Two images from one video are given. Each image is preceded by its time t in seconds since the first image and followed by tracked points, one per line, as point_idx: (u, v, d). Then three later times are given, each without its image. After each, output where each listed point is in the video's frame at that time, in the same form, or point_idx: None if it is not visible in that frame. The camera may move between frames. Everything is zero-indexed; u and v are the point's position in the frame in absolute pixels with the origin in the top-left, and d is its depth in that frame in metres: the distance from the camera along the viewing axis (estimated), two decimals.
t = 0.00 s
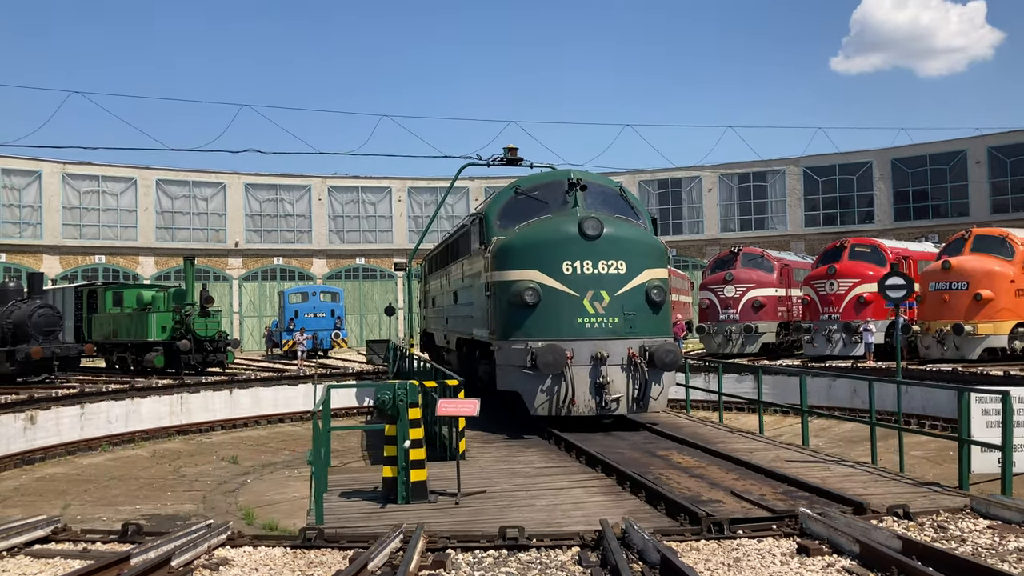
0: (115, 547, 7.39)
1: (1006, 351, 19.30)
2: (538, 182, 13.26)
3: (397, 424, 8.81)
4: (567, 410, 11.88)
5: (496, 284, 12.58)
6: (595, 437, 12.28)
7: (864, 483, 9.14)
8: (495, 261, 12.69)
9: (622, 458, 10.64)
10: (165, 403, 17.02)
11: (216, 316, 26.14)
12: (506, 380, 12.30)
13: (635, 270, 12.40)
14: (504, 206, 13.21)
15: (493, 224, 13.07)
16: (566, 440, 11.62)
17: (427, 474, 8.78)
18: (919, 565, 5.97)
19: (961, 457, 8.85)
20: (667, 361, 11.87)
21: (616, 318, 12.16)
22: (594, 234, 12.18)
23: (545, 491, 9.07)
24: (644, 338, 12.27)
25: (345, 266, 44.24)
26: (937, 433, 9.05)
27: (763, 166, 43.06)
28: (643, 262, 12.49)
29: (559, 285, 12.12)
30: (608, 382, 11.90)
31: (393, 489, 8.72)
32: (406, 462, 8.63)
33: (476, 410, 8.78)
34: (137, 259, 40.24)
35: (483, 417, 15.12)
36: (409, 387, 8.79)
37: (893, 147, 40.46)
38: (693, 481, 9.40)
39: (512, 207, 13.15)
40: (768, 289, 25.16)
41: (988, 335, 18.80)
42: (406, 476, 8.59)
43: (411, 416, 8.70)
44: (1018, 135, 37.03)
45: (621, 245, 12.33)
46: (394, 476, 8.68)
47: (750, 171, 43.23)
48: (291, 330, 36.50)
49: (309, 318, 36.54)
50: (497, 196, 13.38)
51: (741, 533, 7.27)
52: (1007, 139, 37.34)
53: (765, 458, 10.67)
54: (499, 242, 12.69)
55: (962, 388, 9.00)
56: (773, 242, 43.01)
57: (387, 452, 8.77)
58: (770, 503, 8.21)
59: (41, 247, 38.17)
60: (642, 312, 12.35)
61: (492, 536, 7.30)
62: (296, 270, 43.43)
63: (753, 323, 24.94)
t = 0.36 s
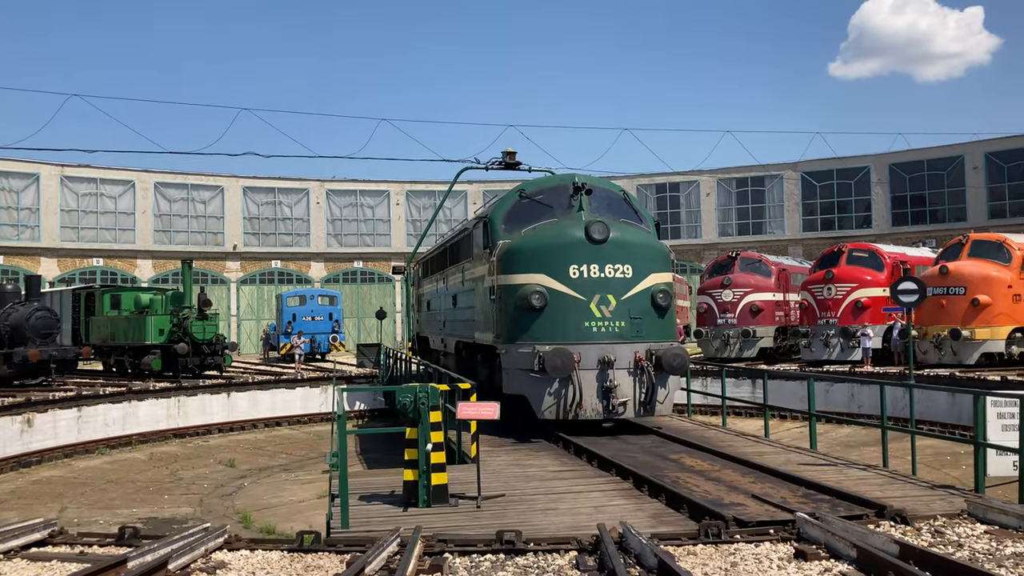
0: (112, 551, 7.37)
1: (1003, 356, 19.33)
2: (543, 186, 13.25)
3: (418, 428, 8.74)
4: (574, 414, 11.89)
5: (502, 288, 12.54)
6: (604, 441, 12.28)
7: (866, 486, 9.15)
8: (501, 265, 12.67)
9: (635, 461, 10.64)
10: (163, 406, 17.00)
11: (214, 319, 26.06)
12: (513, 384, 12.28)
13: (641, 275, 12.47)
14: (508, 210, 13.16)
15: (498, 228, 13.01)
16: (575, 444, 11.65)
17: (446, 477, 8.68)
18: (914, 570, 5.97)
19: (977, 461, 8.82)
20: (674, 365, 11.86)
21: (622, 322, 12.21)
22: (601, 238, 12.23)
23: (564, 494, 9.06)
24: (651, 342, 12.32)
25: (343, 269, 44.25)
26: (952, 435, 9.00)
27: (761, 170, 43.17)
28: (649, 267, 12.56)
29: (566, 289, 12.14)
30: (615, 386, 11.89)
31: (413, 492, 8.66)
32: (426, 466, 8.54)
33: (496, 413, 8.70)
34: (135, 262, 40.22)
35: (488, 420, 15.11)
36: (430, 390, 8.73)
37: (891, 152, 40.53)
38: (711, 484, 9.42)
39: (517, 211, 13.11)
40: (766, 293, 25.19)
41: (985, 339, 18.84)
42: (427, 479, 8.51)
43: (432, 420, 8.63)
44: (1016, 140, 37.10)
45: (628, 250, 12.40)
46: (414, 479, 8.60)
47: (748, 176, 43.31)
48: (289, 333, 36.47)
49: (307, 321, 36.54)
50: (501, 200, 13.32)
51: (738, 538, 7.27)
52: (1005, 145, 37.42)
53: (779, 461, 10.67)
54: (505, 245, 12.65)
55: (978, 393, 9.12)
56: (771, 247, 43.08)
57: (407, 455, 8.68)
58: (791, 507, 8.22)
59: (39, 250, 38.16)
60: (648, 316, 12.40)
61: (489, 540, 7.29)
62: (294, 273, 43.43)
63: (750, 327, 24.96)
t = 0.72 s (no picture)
0: (107, 555, 7.35)
1: (999, 361, 19.37)
2: (546, 190, 13.25)
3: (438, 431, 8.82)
4: (580, 418, 11.87)
5: (506, 291, 12.52)
6: (612, 445, 12.28)
7: (866, 490, 9.16)
8: (505, 269, 12.64)
9: (648, 465, 10.65)
10: (159, 410, 16.97)
11: (210, 322, 26.06)
12: (518, 388, 12.20)
13: (646, 278, 12.52)
14: (512, 214, 13.12)
15: (501, 232, 12.96)
16: (583, 448, 11.61)
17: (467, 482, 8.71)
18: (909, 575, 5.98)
19: (990, 464, 8.92)
20: (680, 369, 11.96)
21: (628, 325, 12.24)
22: (606, 242, 12.28)
23: (583, 498, 9.06)
24: (655, 346, 12.36)
25: (340, 273, 44.19)
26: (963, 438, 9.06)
27: (758, 175, 43.25)
28: (654, 271, 12.62)
29: (571, 293, 12.17)
30: (621, 389, 11.92)
31: (433, 496, 8.65)
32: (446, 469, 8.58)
33: (516, 416, 8.71)
34: (132, 265, 40.18)
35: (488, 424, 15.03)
36: (451, 393, 8.82)
37: (888, 157, 40.62)
38: (728, 487, 9.44)
39: (520, 215, 13.08)
40: (762, 298, 25.23)
41: (981, 344, 18.87)
42: (447, 483, 8.53)
43: (453, 423, 8.71)
44: (1012, 146, 37.19)
45: (632, 253, 12.45)
46: (434, 484, 8.62)
47: (745, 180, 43.39)
48: (286, 336, 36.45)
49: (304, 325, 36.47)
50: (504, 203, 13.28)
51: (734, 543, 7.27)
52: (1001, 150, 37.50)
53: (791, 464, 10.69)
54: (510, 249, 12.63)
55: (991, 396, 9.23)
56: (767, 251, 43.14)
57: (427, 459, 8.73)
58: (804, 510, 8.24)
59: (35, 253, 38.07)
60: (653, 320, 12.45)
61: (486, 544, 7.29)
62: (291, 276, 43.40)
63: (747, 332, 24.98)
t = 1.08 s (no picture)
0: (102, 558, 7.33)
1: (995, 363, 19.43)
2: (549, 193, 13.22)
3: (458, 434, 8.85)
4: (586, 421, 11.92)
5: (511, 294, 12.46)
6: (619, 447, 12.30)
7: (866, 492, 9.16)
8: (509, 272, 12.57)
9: (661, 467, 10.65)
10: (156, 413, 16.95)
11: (206, 325, 26.04)
12: (524, 391, 12.18)
13: (650, 281, 12.57)
14: (515, 216, 13.06)
15: (504, 234, 12.87)
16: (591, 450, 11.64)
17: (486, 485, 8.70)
18: None
19: (1003, 465, 8.98)
20: (685, 371, 11.96)
21: (633, 328, 12.27)
22: (611, 245, 12.31)
23: (601, 500, 9.06)
24: (660, 348, 12.41)
25: (336, 275, 44.12)
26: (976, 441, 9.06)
27: (754, 178, 43.29)
28: (658, 273, 12.68)
29: (576, 295, 12.16)
30: (626, 392, 11.98)
31: (454, 499, 8.63)
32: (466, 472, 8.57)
33: (535, 418, 8.71)
34: (128, 268, 40.14)
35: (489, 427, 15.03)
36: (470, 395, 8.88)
37: (884, 160, 40.70)
38: (744, 489, 9.46)
39: (523, 217, 13.03)
40: (759, 300, 25.25)
41: (977, 347, 18.90)
42: (467, 486, 8.51)
43: (473, 425, 8.75)
44: (1007, 149, 37.23)
45: (637, 256, 12.50)
46: (454, 486, 8.60)
47: (741, 183, 43.45)
48: (282, 339, 36.43)
49: (300, 327, 36.39)
50: (506, 206, 13.21)
51: (731, 545, 7.27)
52: (996, 153, 37.55)
53: (800, 466, 10.70)
54: (514, 252, 12.58)
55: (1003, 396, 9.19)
56: (764, 254, 43.18)
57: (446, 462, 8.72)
58: (804, 512, 8.25)
59: (31, 255, 38.00)
60: (657, 323, 12.49)
61: (482, 547, 7.27)
62: (287, 279, 43.36)
63: (743, 334, 24.98)
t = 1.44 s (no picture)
0: (98, 559, 7.30)
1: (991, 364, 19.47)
2: (552, 193, 13.22)
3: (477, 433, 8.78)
4: (592, 421, 11.92)
5: (516, 295, 12.43)
6: (624, 447, 12.29)
7: (865, 491, 9.17)
8: (514, 272, 12.55)
9: (672, 466, 10.65)
10: (152, 413, 16.92)
11: (203, 325, 26.01)
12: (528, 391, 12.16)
13: (654, 282, 12.59)
14: (518, 217, 13.03)
15: (508, 235, 12.83)
16: (600, 450, 11.62)
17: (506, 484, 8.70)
18: None
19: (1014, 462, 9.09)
20: (691, 371, 11.99)
21: (638, 328, 12.30)
22: (616, 246, 12.31)
23: (609, 500, 9.06)
24: (665, 349, 12.44)
25: (333, 276, 44.08)
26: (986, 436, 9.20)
27: (751, 179, 43.33)
28: (662, 274, 12.70)
29: (582, 296, 12.15)
30: (632, 392, 11.98)
31: (473, 499, 8.61)
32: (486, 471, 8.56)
33: (555, 419, 8.68)
34: (124, 268, 40.08)
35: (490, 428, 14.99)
36: (490, 396, 8.76)
37: (880, 160, 40.76)
38: (757, 489, 9.47)
39: (527, 218, 13.01)
40: (755, 301, 25.26)
41: (974, 347, 18.94)
42: (487, 486, 8.51)
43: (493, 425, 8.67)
44: (1004, 149, 37.29)
45: (641, 257, 12.51)
46: (474, 486, 8.60)
47: (738, 184, 43.50)
48: (279, 339, 36.37)
49: (297, 328, 36.35)
50: (509, 206, 13.18)
51: (728, 546, 7.27)
52: (993, 154, 37.61)
53: (805, 465, 10.71)
54: (518, 253, 12.55)
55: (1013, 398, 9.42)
56: (760, 255, 43.19)
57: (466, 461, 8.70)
58: (804, 513, 8.24)
59: (27, 255, 37.94)
60: (661, 323, 12.52)
61: (479, 548, 7.26)
62: (284, 279, 43.29)
63: (740, 335, 24.97)
